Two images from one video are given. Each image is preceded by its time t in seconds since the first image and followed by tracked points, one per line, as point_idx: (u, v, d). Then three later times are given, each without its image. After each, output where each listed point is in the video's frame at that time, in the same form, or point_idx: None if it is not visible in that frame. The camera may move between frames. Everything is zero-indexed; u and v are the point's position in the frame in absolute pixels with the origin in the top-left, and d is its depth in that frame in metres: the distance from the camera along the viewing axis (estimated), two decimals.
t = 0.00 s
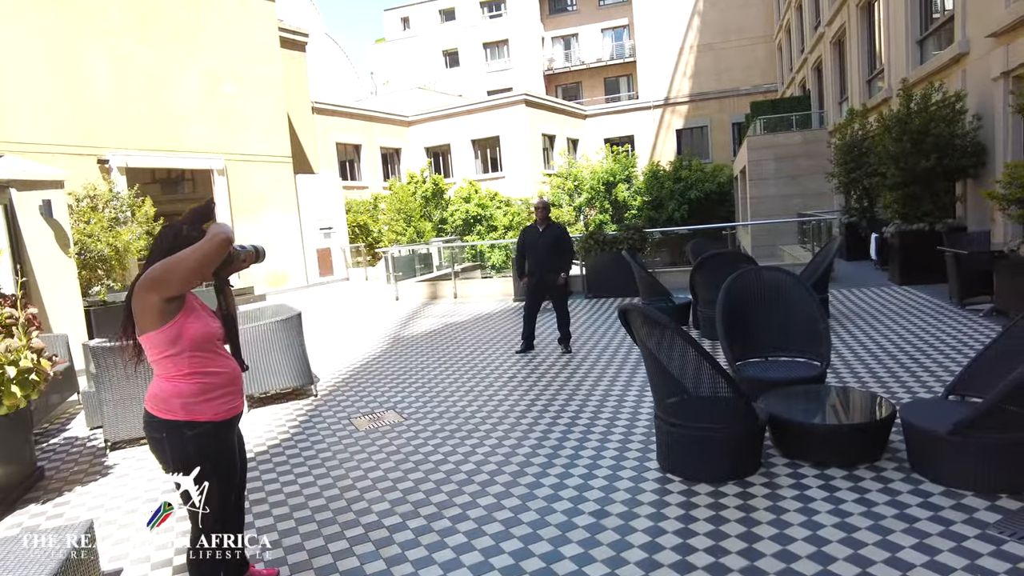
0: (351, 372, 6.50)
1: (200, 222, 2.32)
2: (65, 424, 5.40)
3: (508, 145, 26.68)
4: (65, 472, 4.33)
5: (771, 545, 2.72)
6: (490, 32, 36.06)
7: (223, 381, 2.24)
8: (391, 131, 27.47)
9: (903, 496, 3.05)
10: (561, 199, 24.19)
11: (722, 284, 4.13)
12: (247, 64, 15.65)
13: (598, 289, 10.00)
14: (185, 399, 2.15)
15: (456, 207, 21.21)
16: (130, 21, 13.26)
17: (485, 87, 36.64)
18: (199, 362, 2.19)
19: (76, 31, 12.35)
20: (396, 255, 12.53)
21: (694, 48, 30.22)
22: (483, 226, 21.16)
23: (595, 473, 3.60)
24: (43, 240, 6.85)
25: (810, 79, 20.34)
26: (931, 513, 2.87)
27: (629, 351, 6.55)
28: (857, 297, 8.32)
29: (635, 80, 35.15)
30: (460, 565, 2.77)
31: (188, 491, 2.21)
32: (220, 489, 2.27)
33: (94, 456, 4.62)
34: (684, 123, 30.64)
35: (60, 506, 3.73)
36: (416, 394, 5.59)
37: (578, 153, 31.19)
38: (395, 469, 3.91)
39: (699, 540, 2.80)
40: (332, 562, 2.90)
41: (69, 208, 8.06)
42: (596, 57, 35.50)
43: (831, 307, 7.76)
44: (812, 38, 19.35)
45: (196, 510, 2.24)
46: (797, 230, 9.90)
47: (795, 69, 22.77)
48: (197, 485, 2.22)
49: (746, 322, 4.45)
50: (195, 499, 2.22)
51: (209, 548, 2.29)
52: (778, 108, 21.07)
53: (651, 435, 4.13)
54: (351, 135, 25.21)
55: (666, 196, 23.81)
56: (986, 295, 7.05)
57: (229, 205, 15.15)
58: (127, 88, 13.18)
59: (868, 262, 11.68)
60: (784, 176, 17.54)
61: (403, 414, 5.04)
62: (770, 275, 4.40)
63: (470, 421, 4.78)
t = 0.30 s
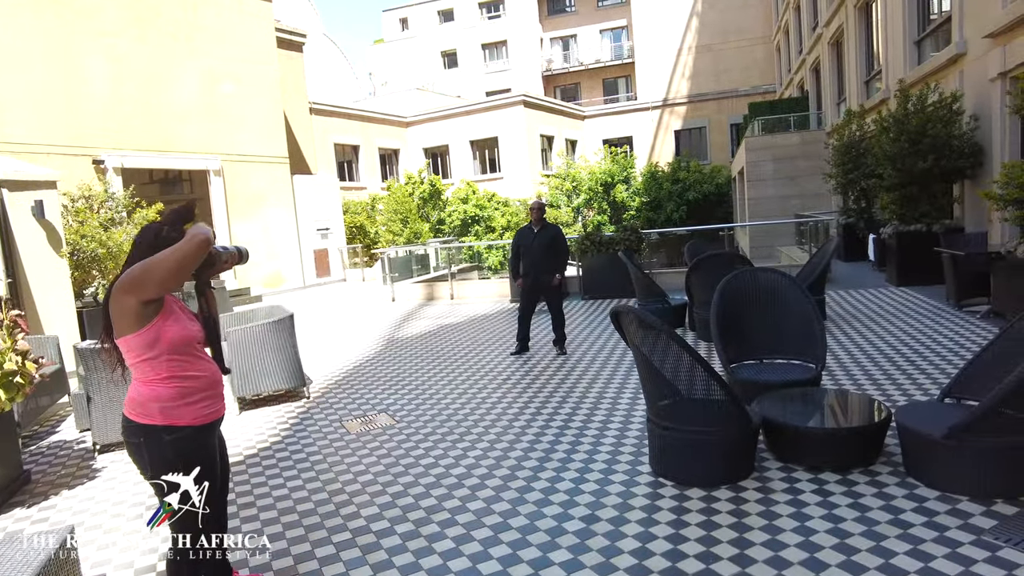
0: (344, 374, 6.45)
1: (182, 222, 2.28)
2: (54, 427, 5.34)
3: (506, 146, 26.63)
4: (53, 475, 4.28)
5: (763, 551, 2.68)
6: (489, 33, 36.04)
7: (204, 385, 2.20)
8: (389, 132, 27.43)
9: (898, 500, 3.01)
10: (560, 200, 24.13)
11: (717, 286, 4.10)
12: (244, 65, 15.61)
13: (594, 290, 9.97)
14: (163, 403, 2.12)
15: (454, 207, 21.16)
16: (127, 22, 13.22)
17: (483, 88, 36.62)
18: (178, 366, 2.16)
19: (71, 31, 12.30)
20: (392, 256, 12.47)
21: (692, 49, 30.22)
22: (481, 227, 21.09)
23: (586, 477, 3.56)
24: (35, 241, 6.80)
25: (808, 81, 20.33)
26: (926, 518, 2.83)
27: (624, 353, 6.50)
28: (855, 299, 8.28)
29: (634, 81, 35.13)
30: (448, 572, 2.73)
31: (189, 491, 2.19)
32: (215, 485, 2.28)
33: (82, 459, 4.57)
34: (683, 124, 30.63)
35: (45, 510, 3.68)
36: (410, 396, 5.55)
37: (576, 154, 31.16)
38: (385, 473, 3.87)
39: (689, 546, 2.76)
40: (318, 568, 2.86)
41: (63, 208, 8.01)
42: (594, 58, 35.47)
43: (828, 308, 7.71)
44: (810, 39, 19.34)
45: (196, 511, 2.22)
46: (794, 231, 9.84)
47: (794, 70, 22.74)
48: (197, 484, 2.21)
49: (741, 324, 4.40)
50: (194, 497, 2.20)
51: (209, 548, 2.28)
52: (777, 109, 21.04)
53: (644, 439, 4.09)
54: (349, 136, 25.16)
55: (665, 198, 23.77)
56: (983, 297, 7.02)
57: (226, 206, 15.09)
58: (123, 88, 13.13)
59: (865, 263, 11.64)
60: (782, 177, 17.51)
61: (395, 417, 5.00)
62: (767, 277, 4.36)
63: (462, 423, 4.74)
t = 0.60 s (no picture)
0: (337, 377, 6.40)
1: (160, 227, 2.24)
2: (44, 432, 5.29)
3: (505, 147, 26.59)
4: (40, 480, 4.24)
5: (753, 559, 2.65)
6: (488, 34, 36.01)
7: (183, 392, 2.17)
8: (388, 133, 27.40)
9: (891, 506, 2.98)
10: (559, 201, 24.10)
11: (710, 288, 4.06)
12: (240, 66, 15.57)
13: (590, 292, 9.94)
14: (139, 411, 2.08)
15: (452, 208, 21.11)
16: (123, 22, 13.18)
17: (482, 88, 36.59)
18: (155, 373, 2.11)
19: (66, 32, 12.25)
20: (388, 257, 12.44)
21: (691, 49, 30.20)
22: (479, 227, 21.05)
23: (576, 483, 3.53)
24: (27, 244, 6.75)
25: (807, 81, 20.29)
26: (919, 525, 2.79)
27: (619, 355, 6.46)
28: (852, 300, 8.25)
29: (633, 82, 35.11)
30: None
31: (189, 491, 2.19)
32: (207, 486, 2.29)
33: (71, 463, 4.53)
34: (681, 124, 30.62)
35: (29, 516, 3.64)
36: (402, 400, 5.50)
37: (575, 154, 31.13)
38: (374, 478, 3.83)
39: (679, 554, 2.73)
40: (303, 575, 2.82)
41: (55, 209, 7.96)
42: (593, 59, 35.43)
43: (824, 310, 7.66)
44: (809, 39, 19.32)
45: (195, 510, 2.23)
46: (792, 232, 9.78)
47: (792, 70, 22.72)
48: (196, 485, 2.23)
49: (734, 327, 4.37)
50: (194, 495, 2.21)
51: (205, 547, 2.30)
52: (776, 109, 20.98)
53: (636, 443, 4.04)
54: (347, 137, 25.13)
55: (664, 198, 23.73)
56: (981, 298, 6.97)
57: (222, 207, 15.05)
58: (119, 89, 13.10)
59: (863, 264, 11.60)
60: (780, 177, 17.49)
61: (387, 420, 4.96)
62: (761, 279, 4.32)
63: (454, 427, 4.70)
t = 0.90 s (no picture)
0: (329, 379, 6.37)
1: (134, 230, 2.21)
2: (34, 435, 5.27)
3: (505, 148, 26.55)
4: (27, 485, 4.21)
5: (739, 567, 2.61)
6: (488, 34, 36.00)
7: (156, 398, 2.13)
8: (388, 133, 27.39)
9: (881, 512, 2.94)
10: (559, 202, 24.09)
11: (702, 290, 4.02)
12: (238, 67, 15.56)
13: (587, 292, 9.93)
14: (111, 417, 2.05)
15: (451, 209, 21.07)
16: (119, 23, 13.16)
17: (481, 88, 36.55)
18: (126, 379, 2.08)
19: (62, 33, 12.24)
20: (385, 258, 12.42)
21: (691, 49, 30.12)
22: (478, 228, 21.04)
23: (563, 488, 3.50)
24: (19, 246, 6.73)
25: (807, 81, 20.24)
26: (908, 531, 2.75)
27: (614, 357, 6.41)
28: (849, 300, 8.23)
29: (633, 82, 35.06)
30: None
31: (187, 492, 2.26)
32: (188, 493, 2.33)
33: (59, 467, 4.50)
34: (681, 124, 30.60)
35: (14, 521, 3.61)
36: (394, 402, 5.47)
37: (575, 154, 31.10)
38: (361, 482, 3.80)
39: (664, 561, 2.70)
40: None
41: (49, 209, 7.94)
42: (593, 59, 35.36)
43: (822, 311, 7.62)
44: (808, 39, 19.26)
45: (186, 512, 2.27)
46: (791, 232, 9.70)
47: (792, 70, 22.65)
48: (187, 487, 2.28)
49: (727, 328, 4.33)
50: (186, 497, 2.26)
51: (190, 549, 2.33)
52: (775, 109, 20.88)
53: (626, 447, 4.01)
54: (346, 137, 25.11)
55: (663, 199, 23.68)
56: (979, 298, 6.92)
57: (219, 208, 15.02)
58: (115, 90, 13.08)
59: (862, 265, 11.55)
60: (779, 177, 17.44)
61: (377, 423, 4.93)
62: (754, 280, 4.28)
63: (445, 430, 4.66)
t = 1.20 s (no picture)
0: (327, 381, 6.36)
1: (119, 234, 2.19)
2: (32, 436, 5.27)
3: (507, 148, 26.53)
4: (22, 487, 4.21)
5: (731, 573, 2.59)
6: (490, 34, 35.99)
7: (141, 401, 2.12)
8: (391, 134, 27.42)
9: (876, 517, 2.91)
10: (562, 202, 24.34)
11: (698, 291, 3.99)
12: (239, 68, 15.59)
13: (587, 292, 9.93)
14: (95, 421, 2.04)
15: (453, 210, 21.08)
16: (120, 25, 13.20)
17: (484, 89, 36.53)
18: (110, 383, 2.06)
19: (64, 36, 12.29)
20: (386, 259, 12.41)
21: (694, 49, 29.98)
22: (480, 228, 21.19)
23: (556, 491, 3.48)
24: (18, 249, 6.76)
25: (810, 80, 20.15)
26: (903, 537, 2.72)
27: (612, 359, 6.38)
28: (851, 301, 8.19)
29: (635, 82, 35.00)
30: None
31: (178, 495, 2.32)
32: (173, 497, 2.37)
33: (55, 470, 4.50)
34: (685, 124, 30.57)
35: (7, 524, 3.61)
36: (391, 404, 5.45)
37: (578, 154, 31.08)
38: (354, 485, 3.79)
39: (656, 566, 2.68)
40: None
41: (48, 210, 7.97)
42: (596, 59, 35.31)
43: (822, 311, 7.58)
44: (811, 38, 19.17)
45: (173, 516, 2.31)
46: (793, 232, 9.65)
47: (795, 69, 22.55)
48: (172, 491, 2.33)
49: (724, 330, 4.30)
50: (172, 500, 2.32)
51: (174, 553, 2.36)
52: (778, 109, 20.77)
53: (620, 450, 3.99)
54: (349, 138, 25.14)
55: (666, 199, 23.65)
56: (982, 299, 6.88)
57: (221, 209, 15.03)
58: (117, 92, 13.12)
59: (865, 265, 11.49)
60: (782, 177, 17.37)
61: (373, 425, 4.92)
62: (751, 281, 4.24)
63: (441, 432, 4.65)
